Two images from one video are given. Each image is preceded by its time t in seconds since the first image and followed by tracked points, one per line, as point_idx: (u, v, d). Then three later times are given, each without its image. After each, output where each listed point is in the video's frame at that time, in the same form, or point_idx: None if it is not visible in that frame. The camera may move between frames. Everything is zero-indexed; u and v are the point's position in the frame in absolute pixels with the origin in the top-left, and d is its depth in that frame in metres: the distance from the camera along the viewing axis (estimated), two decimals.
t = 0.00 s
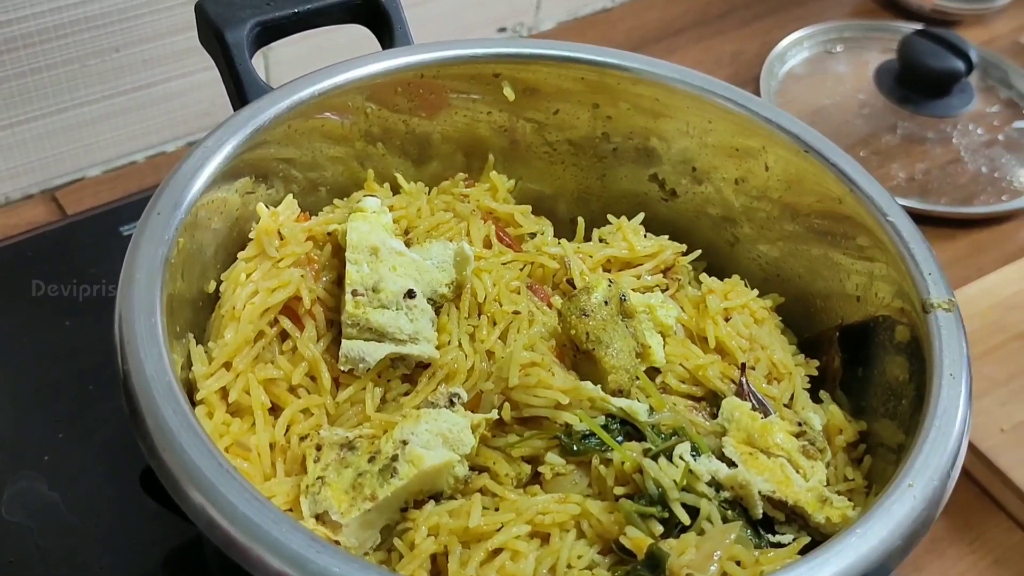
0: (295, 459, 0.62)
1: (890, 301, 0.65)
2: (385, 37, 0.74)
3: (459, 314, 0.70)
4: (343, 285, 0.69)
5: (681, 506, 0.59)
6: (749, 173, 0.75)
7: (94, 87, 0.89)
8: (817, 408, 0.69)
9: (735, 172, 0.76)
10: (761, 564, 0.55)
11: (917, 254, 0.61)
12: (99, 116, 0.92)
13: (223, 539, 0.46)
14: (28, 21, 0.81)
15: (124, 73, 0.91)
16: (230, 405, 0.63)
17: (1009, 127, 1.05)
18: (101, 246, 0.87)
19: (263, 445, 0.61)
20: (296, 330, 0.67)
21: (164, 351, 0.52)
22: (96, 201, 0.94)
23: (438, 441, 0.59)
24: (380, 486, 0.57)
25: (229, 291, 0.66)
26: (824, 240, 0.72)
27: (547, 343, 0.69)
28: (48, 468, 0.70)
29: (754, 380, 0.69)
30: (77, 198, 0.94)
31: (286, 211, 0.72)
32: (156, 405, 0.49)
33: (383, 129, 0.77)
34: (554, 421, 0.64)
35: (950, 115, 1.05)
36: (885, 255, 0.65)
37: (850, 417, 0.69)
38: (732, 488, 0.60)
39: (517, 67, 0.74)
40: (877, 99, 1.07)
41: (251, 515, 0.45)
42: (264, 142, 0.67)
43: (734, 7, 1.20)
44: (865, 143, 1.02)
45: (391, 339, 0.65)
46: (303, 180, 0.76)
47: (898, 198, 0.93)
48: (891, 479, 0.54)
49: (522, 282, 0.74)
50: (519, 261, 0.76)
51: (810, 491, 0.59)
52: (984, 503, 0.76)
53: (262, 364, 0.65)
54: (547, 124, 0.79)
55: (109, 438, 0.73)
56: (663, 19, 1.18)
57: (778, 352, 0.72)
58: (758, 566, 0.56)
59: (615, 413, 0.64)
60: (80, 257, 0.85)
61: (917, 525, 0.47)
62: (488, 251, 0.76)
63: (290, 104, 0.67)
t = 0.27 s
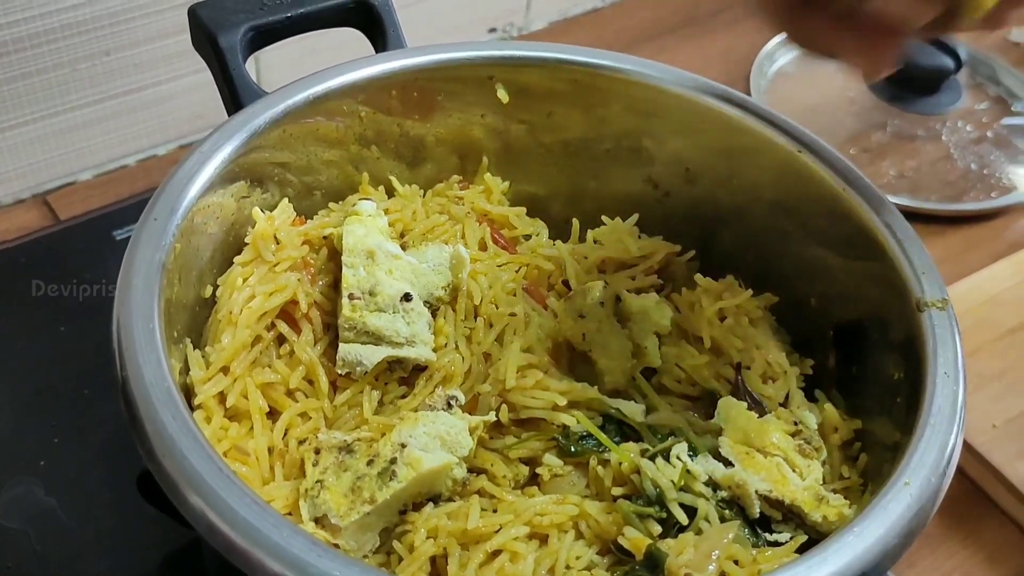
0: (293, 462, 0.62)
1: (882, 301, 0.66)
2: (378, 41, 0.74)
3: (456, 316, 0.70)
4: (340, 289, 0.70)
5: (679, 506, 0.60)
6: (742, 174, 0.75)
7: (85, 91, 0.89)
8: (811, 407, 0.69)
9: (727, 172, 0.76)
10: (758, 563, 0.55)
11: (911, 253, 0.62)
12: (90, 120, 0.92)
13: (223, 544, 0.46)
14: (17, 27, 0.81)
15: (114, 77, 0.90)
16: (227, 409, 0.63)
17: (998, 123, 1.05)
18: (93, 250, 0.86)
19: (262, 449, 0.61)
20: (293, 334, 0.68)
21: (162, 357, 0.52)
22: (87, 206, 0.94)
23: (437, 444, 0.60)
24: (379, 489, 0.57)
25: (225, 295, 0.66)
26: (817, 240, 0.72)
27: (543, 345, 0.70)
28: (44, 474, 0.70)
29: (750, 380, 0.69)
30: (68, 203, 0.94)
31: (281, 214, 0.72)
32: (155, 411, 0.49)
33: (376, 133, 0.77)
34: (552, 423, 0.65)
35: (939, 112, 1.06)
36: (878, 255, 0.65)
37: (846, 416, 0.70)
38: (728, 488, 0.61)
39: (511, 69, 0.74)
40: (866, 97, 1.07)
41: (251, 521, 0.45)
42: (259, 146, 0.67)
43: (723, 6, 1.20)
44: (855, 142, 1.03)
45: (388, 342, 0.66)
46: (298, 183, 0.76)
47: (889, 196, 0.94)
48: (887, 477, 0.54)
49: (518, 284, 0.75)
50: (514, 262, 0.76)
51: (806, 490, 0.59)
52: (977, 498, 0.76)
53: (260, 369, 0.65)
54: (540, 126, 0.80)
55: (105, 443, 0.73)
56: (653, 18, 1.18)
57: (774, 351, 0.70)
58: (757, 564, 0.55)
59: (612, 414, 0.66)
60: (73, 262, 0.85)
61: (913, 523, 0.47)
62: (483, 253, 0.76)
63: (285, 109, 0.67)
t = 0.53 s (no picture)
0: (291, 466, 0.62)
1: (877, 297, 0.66)
2: (371, 42, 0.74)
3: (452, 318, 0.71)
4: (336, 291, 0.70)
5: (678, 505, 0.60)
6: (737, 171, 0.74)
7: (72, 94, 0.89)
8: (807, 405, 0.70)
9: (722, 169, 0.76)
10: (758, 560, 0.56)
11: (905, 250, 0.62)
12: (78, 122, 0.92)
13: (224, 548, 0.46)
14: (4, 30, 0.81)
15: (102, 80, 0.90)
16: (224, 412, 0.63)
17: (986, 119, 1.07)
18: (84, 254, 0.86)
19: (260, 452, 0.61)
20: (290, 336, 0.68)
21: (160, 361, 0.52)
22: (76, 209, 0.93)
23: (435, 446, 0.60)
24: (380, 492, 0.58)
25: (221, 299, 0.66)
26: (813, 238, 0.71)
27: (541, 345, 0.69)
28: (38, 479, 0.70)
29: (745, 378, 0.70)
30: (57, 206, 0.94)
31: (276, 217, 0.73)
32: (154, 416, 0.49)
33: (368, 134, 0.76)
34: (550, 423, 0.65)
35: (926, 109, 1.07)
36: (872, 252, 0.65)
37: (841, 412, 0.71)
38: (727, 486, 0.61)
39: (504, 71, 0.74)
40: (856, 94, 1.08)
41: (252, 524, 0.45)
42: (254, 148, 0.67)
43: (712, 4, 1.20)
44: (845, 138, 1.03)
45: (385, 344, 0.66)
46: (292, 185, 0.76)
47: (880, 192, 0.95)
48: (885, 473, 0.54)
49: (513, 285, 0.73)
50: (509, 264, 0.75)
51: (804, 487, 0.60)
52: (969, 492, 0.77)
53: (257, 371, 0.65)
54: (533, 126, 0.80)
55: (99, 446, 0.72)
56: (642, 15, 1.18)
57: (768, 349, 0.72)
58: (755, 562, 0.56)
59: (610, 413, 0.65)
60: (63, 266, 0.85)
61: (911, 518, 0.48)
62: (479, 254, 0.76)
63: (279, 111, 0.67)
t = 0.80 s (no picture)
0: (295, 464, 0.62)
1: (876, 291, 0.66)
2: (367, 40, 0.74)
3: (454, 315, 0.71)
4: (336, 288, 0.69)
5: (682, 498, 0.60)
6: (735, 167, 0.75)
7: (63, 95, 0.89)
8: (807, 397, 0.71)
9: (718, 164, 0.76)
10: (762, 553, 0.57)
11: (905, 242, 0.63)
12: (71, 123, 0.92)
13: (231, 546, 0.46)
14: None
15: (94, 80, 0.90)
16: (226, 411, 0.63)
17: (975, 113, 1.07)
18: (78, 255, 0.85)
19: (263, 451, 0.62)
20: (291, 335, 0.68)
21: (164, 362, 0.52)
22: (69, 210, 0.93)
23: (439, 443, 0.60)
24: (382, 489, 0.57)
25: (222, 298, 0.67)
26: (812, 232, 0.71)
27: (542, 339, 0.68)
28: (37, 480, 0.70)
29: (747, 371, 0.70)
30: (51, 207, 0.93)
31: (275, 216, 0.73)
32: (159, 416, 0.49)
33: (365, 131, 0.77)
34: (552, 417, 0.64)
35: (918, 103, 1.07)
36: (871, 246, 0.65)
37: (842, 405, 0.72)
38: (731, 479, 0.62)
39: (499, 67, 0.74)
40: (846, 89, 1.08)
41: (260, 522, 0.45)
42: (253, 148, 0.67)
43: None
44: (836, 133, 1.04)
45: (385, 342, 0.66)
46: (290, 184, 0.76)
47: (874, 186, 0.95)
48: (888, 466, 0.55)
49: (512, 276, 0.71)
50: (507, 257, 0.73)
51: (807, 479, 0.61)
52: (964, 483, 0.78)
53: (258, 370, 0.66)
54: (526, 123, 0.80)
55: (97, 447, 0.72)
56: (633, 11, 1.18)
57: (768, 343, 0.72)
58: (760, 554, 0.57)
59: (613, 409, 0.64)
60: (57, 267, 0.84)
61: (916, 509, 0.48)
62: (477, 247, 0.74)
63: (277, 109, 0.67)
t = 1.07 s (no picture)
0: (294, 463, 0.62)
1: (875, 285, 0.66)
2: (362, 38, 0.74)
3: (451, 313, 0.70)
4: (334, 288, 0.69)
5: (682, 494, 0.60)
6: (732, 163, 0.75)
7: (55, 96, 0.89)
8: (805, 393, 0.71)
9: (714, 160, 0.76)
10: (764, 548, 0.57)
11: (903, 237, 0.63)
12: (64, 124, 0.91)
13: (231, 546, 0.46)
14: None
15: (85, 81, 0.89)
16: (224, 411, 0.63)
17: (968, 108, 1.07)
18: (72, 256, 0.85)
19: (261, 450, 0.61)
20: (289, 334, 0.68)
21: (163, 361, 0.52)
22: (62, 211, 0.93)
23: (438, 441, 0.60)
24: (383, 488, 0.57)
25: (219, 298, 0.66)
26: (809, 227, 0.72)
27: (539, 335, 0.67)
28: (33, 483, 0.70)
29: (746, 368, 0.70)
30: (43, 208, 0.93)
31: (272, 215, 0.73)
32: (159, 415, 0.49)
33: (359, 129, 0.76)
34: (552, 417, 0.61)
35: (912, 98, 1.07)
36: (869, 240, 0.65)
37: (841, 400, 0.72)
38: (731, 475, 0.61)
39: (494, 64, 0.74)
40: (839, 85, 1.07)
41: (261, 521, 0.45)
42: (249, 147, 0.67)
43: None
44: (830, 129, 1.04)
45: (383, 341, 0.66)
46: (285, 183, 0.76)
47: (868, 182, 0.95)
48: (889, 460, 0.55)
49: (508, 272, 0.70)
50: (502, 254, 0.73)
51: (807, 474, 0.61)
52: (959, 478, 0.78)
53: (256, 369, 0.65)
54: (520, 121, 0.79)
55: (93, 448, 0.72)
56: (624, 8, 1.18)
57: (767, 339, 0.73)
58: (761, 550, 0.57)
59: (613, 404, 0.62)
60: (50, 268, 0.84)
61: (917, 503, 0.48)
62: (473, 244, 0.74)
63: (273, 107, 0.67)
